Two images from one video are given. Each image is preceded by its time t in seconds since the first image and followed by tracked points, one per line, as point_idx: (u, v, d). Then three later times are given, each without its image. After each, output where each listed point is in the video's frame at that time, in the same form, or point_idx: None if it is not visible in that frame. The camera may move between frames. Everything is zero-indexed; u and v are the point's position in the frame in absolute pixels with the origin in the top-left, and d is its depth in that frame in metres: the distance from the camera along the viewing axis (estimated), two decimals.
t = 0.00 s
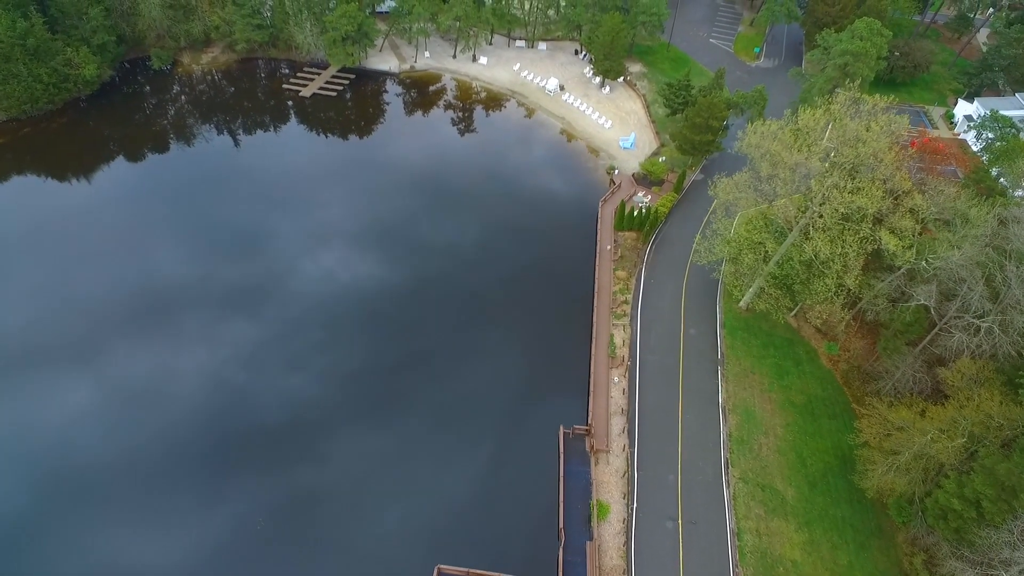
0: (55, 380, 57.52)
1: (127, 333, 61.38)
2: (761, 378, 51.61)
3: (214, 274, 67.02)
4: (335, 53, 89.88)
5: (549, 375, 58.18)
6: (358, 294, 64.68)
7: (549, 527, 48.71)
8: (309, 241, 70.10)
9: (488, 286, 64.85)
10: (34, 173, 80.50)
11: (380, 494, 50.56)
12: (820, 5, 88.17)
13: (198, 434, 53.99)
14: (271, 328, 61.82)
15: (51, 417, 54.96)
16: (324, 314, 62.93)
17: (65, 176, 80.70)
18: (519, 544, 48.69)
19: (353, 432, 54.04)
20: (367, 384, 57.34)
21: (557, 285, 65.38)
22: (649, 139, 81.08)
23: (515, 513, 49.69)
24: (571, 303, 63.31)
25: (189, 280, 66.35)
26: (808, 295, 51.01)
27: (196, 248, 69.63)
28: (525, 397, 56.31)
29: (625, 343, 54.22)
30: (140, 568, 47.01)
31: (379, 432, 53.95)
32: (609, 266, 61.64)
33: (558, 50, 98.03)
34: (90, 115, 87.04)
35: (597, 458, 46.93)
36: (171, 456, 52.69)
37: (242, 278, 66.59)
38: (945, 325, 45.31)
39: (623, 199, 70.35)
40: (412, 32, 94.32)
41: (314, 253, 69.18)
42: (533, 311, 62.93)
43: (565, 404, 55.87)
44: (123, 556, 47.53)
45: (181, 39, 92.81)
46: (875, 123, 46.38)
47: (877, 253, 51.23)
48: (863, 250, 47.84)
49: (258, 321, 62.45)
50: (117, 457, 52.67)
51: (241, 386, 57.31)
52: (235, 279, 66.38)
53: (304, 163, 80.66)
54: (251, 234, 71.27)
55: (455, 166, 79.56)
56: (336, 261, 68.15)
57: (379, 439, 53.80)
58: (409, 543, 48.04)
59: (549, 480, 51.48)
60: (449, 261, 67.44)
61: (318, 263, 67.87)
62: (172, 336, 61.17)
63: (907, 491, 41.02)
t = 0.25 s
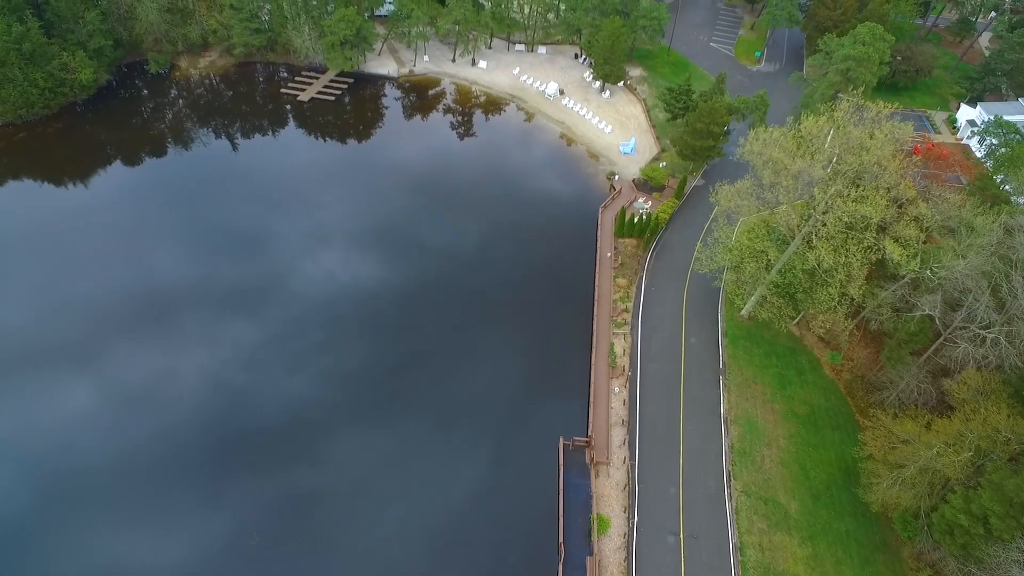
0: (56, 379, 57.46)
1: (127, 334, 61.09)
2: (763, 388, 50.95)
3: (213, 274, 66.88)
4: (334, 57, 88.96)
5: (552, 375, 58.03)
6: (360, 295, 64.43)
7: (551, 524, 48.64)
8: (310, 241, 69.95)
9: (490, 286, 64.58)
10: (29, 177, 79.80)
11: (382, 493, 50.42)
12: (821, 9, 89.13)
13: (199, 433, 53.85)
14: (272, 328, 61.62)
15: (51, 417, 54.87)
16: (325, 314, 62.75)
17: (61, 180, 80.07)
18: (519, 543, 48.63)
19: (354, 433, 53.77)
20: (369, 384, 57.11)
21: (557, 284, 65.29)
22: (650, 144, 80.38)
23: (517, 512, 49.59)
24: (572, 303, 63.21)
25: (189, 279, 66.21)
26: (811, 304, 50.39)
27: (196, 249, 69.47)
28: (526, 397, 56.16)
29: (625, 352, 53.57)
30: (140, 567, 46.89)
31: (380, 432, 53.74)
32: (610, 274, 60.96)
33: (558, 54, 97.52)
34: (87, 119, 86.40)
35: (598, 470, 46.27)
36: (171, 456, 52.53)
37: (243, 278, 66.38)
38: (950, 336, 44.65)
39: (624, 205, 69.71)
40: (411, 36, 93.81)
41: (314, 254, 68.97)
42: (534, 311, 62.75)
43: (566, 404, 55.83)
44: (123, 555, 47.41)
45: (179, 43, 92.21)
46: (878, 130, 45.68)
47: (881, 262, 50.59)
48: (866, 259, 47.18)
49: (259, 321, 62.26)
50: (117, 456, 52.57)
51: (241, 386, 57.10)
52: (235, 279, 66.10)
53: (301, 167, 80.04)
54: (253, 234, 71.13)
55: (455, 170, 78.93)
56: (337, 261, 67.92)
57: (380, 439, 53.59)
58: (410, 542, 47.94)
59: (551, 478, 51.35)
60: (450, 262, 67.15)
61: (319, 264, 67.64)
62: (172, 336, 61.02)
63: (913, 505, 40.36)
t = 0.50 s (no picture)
0: (57, 381, 57.66)
1: (127, 337, 61.15)
2: (766, 400, 50.20)
3: (213, 275, 67.00)
4: (331, 63, 88.11)
5: (552, 376, 58.18)
6: (360, 297, 64.47)
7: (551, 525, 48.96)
8: (310, 243, 69.95)
9: (490, 288, 64.67)
10: (24, 184, 79.14)
11: (382, 495, 50.62)
12: (823, 14, 88.38)
13: (200, 435, 54.07)
14: (272, 330, 61.71)
15: (52, 420, 55.07)
16: (325, 316, 62.79)
17: (57, 187, 79.49)
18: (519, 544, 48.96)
19: (355, 434, 53.96)
20: (369, 386, 57.24)
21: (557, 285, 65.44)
22: (650, 150, 79.70)
23: (517, 514, 49.82)
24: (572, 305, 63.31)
25: (190, 282, 66.31)
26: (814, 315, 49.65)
27: (196, 252, 69.43)
28: (527, 398, 56.32)
29: (626, 363, 52.85)
30: (142, 568, 47.23)
31: (381, 433, 54.05)
32: (610, 282, 60.18)
33: (557, 58, 96.87)
34: (83, 125, 85.72)
35: (598, 485, 45.56)
36: (172, 458, 52.72)
37: (243, 281, 66.32)
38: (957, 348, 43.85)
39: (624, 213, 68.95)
40: (410, 41, 93.02)
41: (313, 257, 68.77)
42: (535, 314, 62.76)
43: (566, 405, 56.00)
44: (125, 558, 47.70)
45: (175, 48, 91.49)
46: (882, 138, 44.94)
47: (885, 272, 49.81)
48: (870, 270, 46.41)
49: (259, 323, 62.33)
50: (118, 458, 52.79)
51: (242, 388, 57.17)
52: (234, 283, 65.99)
53: (298, 173, 79.43)
54: (253, 235, 71.22)
55: (454, 175, 78.31)
56: (337, 263, 67.95)
57: (381, 441, 53.76)
58: (410, 543, 48.22)
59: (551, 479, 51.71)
60: (450, 264, 67.13)
61: (319, 266, 67.65)
62: (173, 339, 61.10)
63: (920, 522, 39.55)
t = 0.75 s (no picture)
0: (58, 381, 57.66)
1: (127, 340, 60.90)
2: (768, 411, 49.48)
3: (213, 277, 66.86)
4: (329, 67, 88.10)
5: (552, 377, 58.42)
6: (361, 298, 64.49)
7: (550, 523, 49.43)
8: (310, 245, 69.83)
9: (490, 289, 64.90)
10: (20, 189, 78.45)
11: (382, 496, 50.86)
12: (824, 18, 88.70)
13: (201, 436, 54.10)
14: (272, 331, 61.70)
15: (53, 420, 55.04)
16: (326, 317, 62.83)
17: (54, 192, 78.85)
18: (520, 544, 49.24)
19: (356, 435, 54.18)
20: (370, 387, 57.36)
21: (556, 286, 65.80)
22: (651, 156, 78.97)
23: (517, 514, 50.16)
24: (571, 307, 63.69)
25: (191, 283, 66.09)
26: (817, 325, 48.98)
27: (197, 253, 69.28)
28: (528, 399, 56.45)
29: (626, 373, 52.19)
30: (143, 568, 47.34)
31: (383, 435, 54.19)
32: (610, 291, 59.48)
33: (557, 63, 96.25)
34: (79, 130, 85.07)
35: (598, 498, 44.88)
36: (173, 459, 52.74)
37: (243, 282, 66.17)
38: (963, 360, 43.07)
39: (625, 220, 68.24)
40: (408, 45, 92.41)
41: (313, 258, 68.70)
42: (535, 316, 62.84)
43: (565, 406, 56.25)
44: (126, 559, 47.76)
45: (172, 52, 90.82)
46: (886, 146, 44.31)
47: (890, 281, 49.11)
48: (875, 279, 45.71)
49: (259, 324, 62.32)
50: (118, 459, 52.79)
51: (242, 389, 57.19)
52: (232, 286, 65.71)
53: (294, 177, 78.69)
54: (254, 235, 71.11)
55: (453, 180, 77.72)
56: (337, 264, 67.89)
57: (381, 441, 54.00)
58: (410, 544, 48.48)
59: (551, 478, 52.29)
60: (450, 267, 67.10)
61: (319, 266, 67.60)
62: (173, 340, 61.04)
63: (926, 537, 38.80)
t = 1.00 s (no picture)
0: (56, 381, 57.21)
1: (127, 341, 60.39)
2: (771, 424, 48.70)
3: (214, 276, 66.47)
4: (327, 72, 87.32)
5: (554, 377, 57.98)
6: (362, 299, 63.99)
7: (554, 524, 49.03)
8: (310, 246, 69.39)
9: (491, 290, 64.45)
10: (14, 195, 77.66)
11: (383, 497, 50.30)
12: (826, 23, 88.40)
13: (200, 437, 53.57)
14: (272, 332, 61.21)
15: (51, 421, 54.57)
16: (326, 318, 62.33)
17: (49, 198, 78.09)
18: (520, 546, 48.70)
19: (357, 435, 53.62)
20: (371, 388, 56.82)
21: (558, 287, 65.42)
22: (652, 162, 78.08)
23: (520, 515, 49.47)
24: (574, 309, 63.40)
25: (192, 284, 65.65)
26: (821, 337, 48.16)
27: (198, 253, 68.99)
28: (531, 398, 55.93)
29: (627, 385, 51.47)
30: (140, 570, 46.71)
31: (384, 436, 53.60)
32: (611, 300, 58.72)
33: (557, 67, 95.56)
34: (74, 135, 84.27)
35: (598, 515, 44.19)
36: (172, 460, 52.18)
37: (243, 282, 65.79)
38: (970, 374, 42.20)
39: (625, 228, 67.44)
40: (407, 50, 91.75)
41: (314, 258, 68.47)
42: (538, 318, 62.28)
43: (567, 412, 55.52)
44: (123, 561, 47.10)
45: (169, 57, 90.11)
46: (890, 155, 43.58)
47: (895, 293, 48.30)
48: (879, 290, 44.86)
49: (260, 324, 61.87)
50: (116, 460, 52.23)
51: (243, 390, 56.70)
52: (232, 287, 65.26)
53: (292, 182, 78.22)
54: (254, 236, 70.74)
55: (452, 185, 77.03)
56: (337, 265, 67.50)
57: (382, 442, 53.44)
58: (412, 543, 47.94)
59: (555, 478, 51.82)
60: (451, 269, 66.61)
61: (320, 267, 67.22)
62: (173, 340, 60.55)
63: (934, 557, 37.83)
